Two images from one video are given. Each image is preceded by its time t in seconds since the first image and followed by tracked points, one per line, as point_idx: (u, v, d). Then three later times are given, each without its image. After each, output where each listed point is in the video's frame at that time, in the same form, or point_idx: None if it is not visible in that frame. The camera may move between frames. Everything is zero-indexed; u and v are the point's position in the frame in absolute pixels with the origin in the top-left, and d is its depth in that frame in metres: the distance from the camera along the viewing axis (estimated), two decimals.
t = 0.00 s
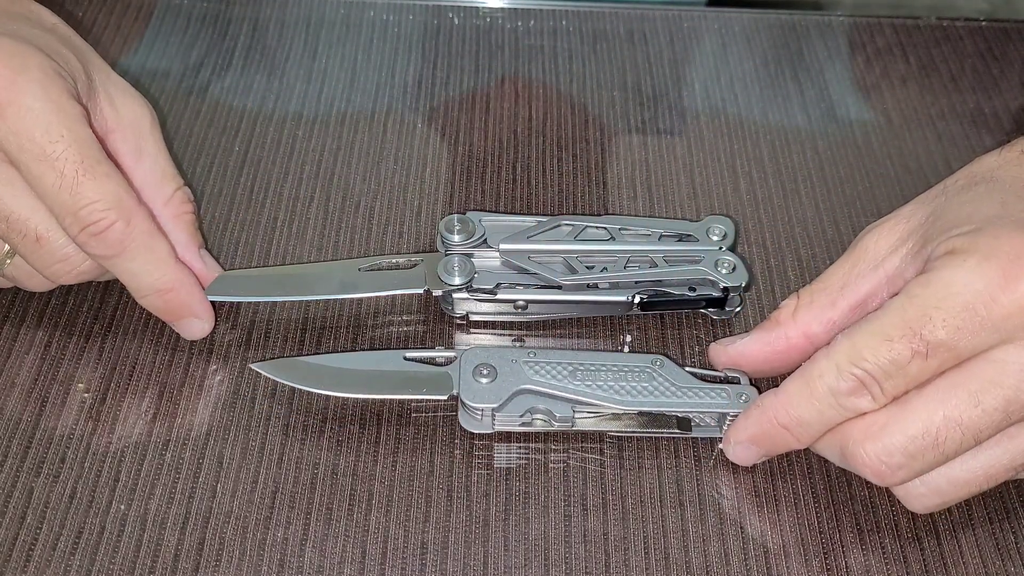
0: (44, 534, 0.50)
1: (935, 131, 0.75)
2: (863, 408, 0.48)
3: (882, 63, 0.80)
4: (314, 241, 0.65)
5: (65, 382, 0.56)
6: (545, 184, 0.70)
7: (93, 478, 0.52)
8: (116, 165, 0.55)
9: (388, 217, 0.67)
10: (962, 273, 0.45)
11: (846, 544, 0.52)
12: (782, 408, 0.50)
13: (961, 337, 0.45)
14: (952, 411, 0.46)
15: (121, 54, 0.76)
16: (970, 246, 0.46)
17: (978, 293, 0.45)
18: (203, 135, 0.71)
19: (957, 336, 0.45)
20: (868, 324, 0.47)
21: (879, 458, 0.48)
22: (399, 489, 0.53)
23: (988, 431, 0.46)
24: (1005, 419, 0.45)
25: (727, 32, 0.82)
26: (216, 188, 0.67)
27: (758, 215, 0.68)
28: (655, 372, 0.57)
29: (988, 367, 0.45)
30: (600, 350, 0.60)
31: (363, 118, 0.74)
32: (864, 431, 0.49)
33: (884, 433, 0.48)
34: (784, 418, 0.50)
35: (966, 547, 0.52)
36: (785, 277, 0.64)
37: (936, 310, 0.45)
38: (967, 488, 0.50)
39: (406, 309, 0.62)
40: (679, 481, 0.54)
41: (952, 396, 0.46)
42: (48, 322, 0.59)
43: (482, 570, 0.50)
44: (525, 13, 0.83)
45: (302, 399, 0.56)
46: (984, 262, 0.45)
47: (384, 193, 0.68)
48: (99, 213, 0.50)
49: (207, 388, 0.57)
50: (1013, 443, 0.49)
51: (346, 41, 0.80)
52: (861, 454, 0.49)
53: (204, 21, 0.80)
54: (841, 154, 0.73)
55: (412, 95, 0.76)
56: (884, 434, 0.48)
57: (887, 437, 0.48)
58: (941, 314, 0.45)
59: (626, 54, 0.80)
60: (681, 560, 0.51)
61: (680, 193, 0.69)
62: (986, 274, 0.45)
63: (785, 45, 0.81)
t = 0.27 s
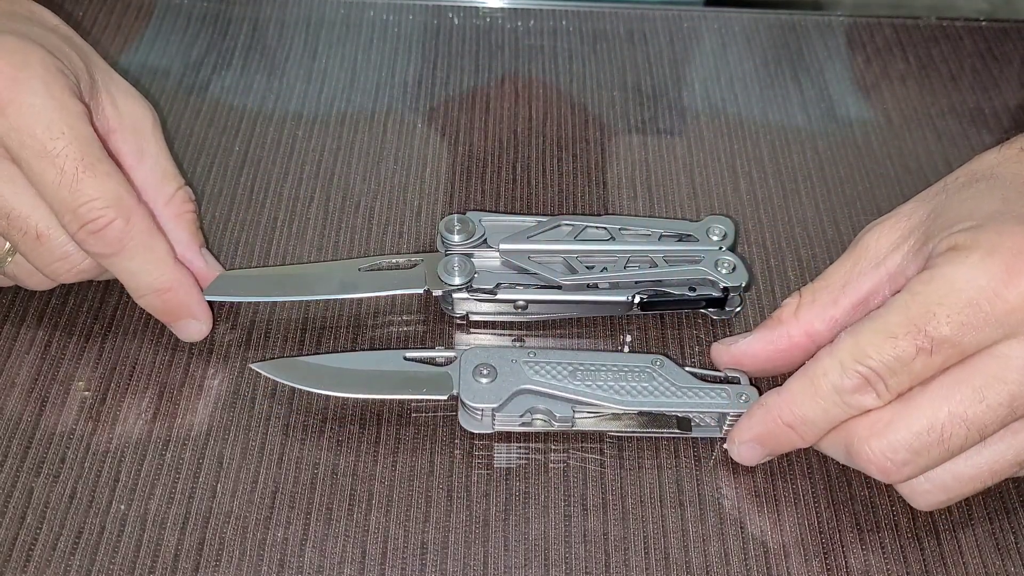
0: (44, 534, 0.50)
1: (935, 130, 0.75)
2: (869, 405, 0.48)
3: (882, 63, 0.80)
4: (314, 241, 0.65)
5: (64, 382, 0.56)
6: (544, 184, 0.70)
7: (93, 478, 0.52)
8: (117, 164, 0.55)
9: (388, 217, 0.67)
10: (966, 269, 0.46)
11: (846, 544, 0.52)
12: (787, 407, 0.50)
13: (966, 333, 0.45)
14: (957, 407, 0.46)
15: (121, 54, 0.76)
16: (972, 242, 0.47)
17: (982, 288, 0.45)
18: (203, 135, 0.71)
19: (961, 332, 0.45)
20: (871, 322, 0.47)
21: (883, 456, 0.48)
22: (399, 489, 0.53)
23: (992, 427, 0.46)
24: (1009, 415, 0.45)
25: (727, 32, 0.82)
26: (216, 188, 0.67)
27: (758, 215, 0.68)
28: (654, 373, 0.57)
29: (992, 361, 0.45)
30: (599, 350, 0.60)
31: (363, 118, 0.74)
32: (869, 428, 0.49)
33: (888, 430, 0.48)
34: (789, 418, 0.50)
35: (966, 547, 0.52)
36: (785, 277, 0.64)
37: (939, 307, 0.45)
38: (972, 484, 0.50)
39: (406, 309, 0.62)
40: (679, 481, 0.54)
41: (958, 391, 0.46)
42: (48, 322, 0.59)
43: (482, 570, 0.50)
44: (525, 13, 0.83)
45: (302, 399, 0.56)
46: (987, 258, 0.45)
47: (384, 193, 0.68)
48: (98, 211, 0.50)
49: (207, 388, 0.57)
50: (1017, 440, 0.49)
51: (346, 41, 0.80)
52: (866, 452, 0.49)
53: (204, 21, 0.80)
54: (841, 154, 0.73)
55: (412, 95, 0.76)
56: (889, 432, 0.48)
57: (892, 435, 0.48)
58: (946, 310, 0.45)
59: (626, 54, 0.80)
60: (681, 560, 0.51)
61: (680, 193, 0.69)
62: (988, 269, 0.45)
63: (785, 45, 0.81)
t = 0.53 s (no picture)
0: (44, 534, 0.50)
1: (935, 131, 0.75)
2: (869, 405, 0.48)
3: (882, 63, 0.80)
4: (314, 241, 0.65)
5: (65, 382, 0.56)
6: (544, 184, 0.70)
7: (92, 478, 0.52)
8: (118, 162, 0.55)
9: (388, 217, 0.67)
10: (967, 271, 0.46)
11: (846, 544, 0.52)
12: (786, 406, 0.50)
13: (967, 334, 0.45)
14: (957, 409, 0.46)
15: (121, 54, 0.76)
16: (973, 244, 0.47)
17: (983, 290, 0.45)
18: (203, 135, 0.71)
19: (962, 334, 0.45)
20: (872, 322, 0.47)
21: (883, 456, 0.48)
22: (399, 489, 0.53)
23: (992, 428, 0.46)
24: (1009, 417, 0.45)
25: (727, 32, 0.82)
26: (216, 188, 0.67)
27: (758, 215, 0.68)
28: (654, 372, 0.57)
29: (992, 364, 0.45)
30: (599, 350, 0.60)
31: (363, 118, 0.74)
32: (869, 428, 0.49)
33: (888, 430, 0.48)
34: (788, 417, 0.50)
35: (967, 547, 0.52)
36: (785, 277, 0.64)
37: (941, 308, 0.45)
38: (973, 485, 0.50)
39: (406, 309, 0.62)
40: (679, 481, 0.54)
41: (958, 393, 0.46)
42: (48, 322, 0.59)
43: (482, 570, 0.50)
44: (525, 13, 0.83)
45: (302, 399, 0.56)
46: (988, 260, 0.45)
47: (384, 193, 0.68)
48: (102, 205, 0.50)
49: (207, 388, 0.57)
50: (1017, 441, 0.49)
51: (347, 41, 0.80)
52: (865, 452, 0.49)
53: (204, 21, 0.80)
54: (841, 154, 0.73)
55: (412, 95, 0.76)
56: (890, 432, 0.48)
57: (893, 435, 0.47)
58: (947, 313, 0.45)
59: (626, 54, 0.80)
60: (681, 560, 0.51)
61: (680, 193, 0.69)
62: (990, 271, 0.45)
63: (785, 45, 0.81)
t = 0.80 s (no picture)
0: (44, 534, 0.50)
1: (934, 131, 0.75)
2: (862, 406, 0.48)
3: (881, 63, 0.80)
4: (314, 241, 0.65)
5: (64, 383, 0.56)
6: (544, 184, 0.70)
7: (92, 478, 0.52)
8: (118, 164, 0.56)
9: (388, 217, 0.67)
10: (960, 273, 0.45)
11: (846, 544, 0.52)
12: (778, 406, 0.50)
13: (961, 335, 0.45)
14: (950, 410, 0.46)
15: (121, 54, 0.76)
16: (969, 246, 0.46)
17: (978, 292, 0.45)
18: (202, 135, 0.71)
19: (956, 335, 0.45)
20: (867, 323, 0.47)
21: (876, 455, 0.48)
22: (399, 489, 0.53)
23: (988, 430, 0.46)
24: (1004, 418, 0.45)
25: (727, 32, 0.82)
26: (215, 188, 0.67)
27: (758, 215, 0.68)
28: (649, 372, 0.57)
29: (984, 367, 0.45)
30: (599, 349, 0.60)
31: (363, 118, 0.74)
32: (863, 428, 0.49)
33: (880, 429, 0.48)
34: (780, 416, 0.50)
35: (966, 547, 0.52)
36: (785, 277, 0.64)
37: (934, 309, 0.45)
38: (966, 487, 0.50)
39: (406, 309, 0.62)
40: (679, 481, 0.54)
41: (952, 394, 0.46)
42: (48, 322, 0.59)
43: (482, 570, 0.50)
44: (525, 13, 0.83)
45: (302, 399, 0.56)
46: (983, 262, 0.45)
47: (384, 193, 0.68)
48: (103, 207, 0.50)
49: (207, 388, 0.57)
50: (1011, 444, 0.49)
51: (346, 41, 0.80)
52: (857, 452, 0.49)
53: (203, 21, 0.80)
54: (841, 154, 0.73)
55: (412, 95, 0.76)
56: (883, 432, 0.48)
57: (886, 435, 0.48)
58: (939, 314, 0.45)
59: (626, 54, 0.80)
60: (681, 560, 0.51)
61: (680, 193, 0.69)
62: (985, 273, 0.45)
63: (784, 45, 0.81)
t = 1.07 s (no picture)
0: (44, 534, 0.50)
1: (934, 131, 0.75)
2: (860, 405, 0.48)
3: (881, 63, 0.80)
4: (314, 241, 0.65)
5: (64, 383, 0.56)
6: (544, 184, 0.70)
7: (92, 478, 0.52)
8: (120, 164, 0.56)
9: (388, 217, 0.67)
10: (959, 272, 0.45)
11: (846, 544, 0.52)
12: (777, 405, 0.50)
13: (959, 334, 0.45)
14: (948, 409, 0.46)
15: (121, 54, 0.76)
16: (967, 245, 0.46)
17: (975, 291, 0.45)
18: (202, 135, 0.71)
19: (954, 334, 0.45)
20: (866, 322, 0.47)
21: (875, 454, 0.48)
22: (399, 489, 0.53)
23: (986, 429, 0.46)
24: (1002, 417, 0.45)
25: (727, 32, 0.82)
26: (215, 188, 0.67)
27: (757, 215, 0.68)
28: (647, 372, 0.57)
29: (983, 366, 0.45)
30: (599, 349, 0.60)
31: (363, 118, 0.74)
32: (861, 427, 0.49)
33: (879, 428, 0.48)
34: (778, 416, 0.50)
35: (966, 547, 0.52)
36: (785, 277, 0.64)
37: (933, 308, 0.45)
38: (964, 486, 0.50)
39: (406, 309, 0.62)
40: (679, 481, 0.54)
41: (950, 393, 0.46)
42: (48, 323, 0.59)
43: (482, 570, 0.50)
44: (526, 13, 0.83)
45: (302, 399, 0.56)
46: (982, 261, 0.45)
47: (384, 193, 0.68)
48: (104, 208, 0.50)
49: (207, 388, 0.57)
50: (1010, 443, 0.49)
51: (347, 41, 0.80)
52: (856, 451, 0.49)
53: (204, 21, 0.80)
54: (840, 154, 0.73)
55: (412, 95, 0.76)
56: (881, 431, 0.48)
57: (885, 434, 0.48)
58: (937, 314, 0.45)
59: (626, 54, 0.80)
60: (681, 559, 0.51)
61: (680, 192, 0.69)
62: (983, 272, 0.45)
63: (784, 45, 0.81)
